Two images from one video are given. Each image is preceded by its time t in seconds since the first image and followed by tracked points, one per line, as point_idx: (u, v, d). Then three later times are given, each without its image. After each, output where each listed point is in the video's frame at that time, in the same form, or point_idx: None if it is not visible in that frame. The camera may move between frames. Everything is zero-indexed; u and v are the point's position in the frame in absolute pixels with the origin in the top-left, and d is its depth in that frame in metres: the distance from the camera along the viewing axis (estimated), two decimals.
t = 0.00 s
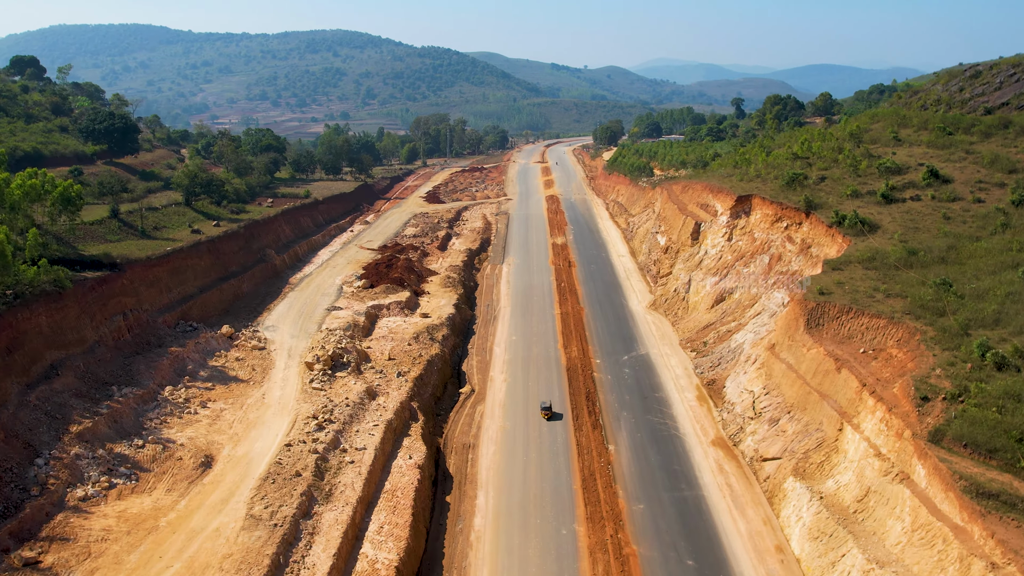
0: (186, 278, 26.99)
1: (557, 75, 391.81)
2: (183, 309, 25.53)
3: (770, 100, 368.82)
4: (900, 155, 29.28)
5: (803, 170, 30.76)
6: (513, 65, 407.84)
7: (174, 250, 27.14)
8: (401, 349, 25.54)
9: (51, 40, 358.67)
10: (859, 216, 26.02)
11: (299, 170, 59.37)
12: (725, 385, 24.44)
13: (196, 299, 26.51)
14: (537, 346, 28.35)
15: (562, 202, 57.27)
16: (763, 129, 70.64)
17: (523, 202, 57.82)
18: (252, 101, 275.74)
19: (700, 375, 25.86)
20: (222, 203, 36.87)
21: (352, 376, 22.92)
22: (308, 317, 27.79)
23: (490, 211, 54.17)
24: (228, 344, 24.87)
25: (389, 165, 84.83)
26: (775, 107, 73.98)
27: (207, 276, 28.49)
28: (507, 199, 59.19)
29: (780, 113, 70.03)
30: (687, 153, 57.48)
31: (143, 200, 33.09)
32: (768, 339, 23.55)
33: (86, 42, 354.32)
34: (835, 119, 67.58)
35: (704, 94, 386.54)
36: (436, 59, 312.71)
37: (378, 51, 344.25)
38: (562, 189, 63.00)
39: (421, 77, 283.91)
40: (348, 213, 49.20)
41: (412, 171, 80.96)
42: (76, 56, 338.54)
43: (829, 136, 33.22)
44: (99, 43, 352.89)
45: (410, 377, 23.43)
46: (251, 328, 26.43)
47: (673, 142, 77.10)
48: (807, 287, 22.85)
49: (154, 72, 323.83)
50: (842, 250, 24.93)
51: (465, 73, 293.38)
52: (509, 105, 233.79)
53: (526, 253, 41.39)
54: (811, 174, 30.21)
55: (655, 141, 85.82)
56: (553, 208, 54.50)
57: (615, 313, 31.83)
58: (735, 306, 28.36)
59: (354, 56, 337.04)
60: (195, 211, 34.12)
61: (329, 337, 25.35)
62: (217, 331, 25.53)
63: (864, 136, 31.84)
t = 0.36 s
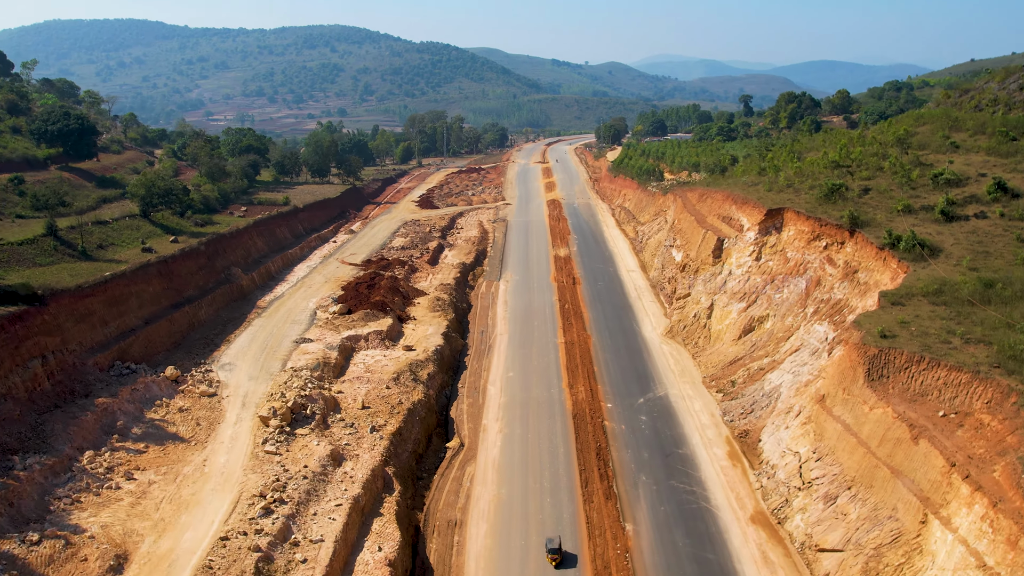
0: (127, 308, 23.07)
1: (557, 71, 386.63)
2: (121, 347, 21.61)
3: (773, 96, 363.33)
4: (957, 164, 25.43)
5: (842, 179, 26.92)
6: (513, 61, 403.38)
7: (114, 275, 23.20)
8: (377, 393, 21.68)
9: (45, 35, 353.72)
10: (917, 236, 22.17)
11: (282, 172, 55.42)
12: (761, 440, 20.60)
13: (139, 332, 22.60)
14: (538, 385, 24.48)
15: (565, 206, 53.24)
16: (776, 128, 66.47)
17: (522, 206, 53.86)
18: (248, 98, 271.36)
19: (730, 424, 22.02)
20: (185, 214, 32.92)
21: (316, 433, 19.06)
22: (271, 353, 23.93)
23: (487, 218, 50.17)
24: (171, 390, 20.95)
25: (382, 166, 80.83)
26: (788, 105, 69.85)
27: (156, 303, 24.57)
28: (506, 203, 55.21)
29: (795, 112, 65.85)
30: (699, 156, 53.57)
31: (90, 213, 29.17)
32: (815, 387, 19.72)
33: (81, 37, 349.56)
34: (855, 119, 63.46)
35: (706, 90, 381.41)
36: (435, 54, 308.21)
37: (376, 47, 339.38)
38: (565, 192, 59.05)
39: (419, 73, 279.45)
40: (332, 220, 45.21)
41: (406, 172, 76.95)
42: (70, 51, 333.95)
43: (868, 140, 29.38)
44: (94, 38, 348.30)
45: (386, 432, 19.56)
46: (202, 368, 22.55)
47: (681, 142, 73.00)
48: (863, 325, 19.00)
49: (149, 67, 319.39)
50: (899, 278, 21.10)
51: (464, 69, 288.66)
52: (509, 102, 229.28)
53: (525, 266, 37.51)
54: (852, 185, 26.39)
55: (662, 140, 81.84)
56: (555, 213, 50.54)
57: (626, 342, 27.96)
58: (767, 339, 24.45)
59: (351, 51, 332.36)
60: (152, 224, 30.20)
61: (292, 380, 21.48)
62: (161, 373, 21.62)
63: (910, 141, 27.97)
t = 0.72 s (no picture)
0: (47, 353, 19.22)
1: (558, 70, 382.53)
2: (33, 404, 17.71)
3: (776, 95, 359.01)
4: None
5: (895, 195, 23.17)
6: (513, 59, 399.62)
7: (32, 313, 19.35)
8: (344, 460, 17.85)
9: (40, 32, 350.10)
10: (998, 268, 18.39)
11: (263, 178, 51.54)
12: (814, 522, 16.81)
13: (59, 384, 18.75)
14: (540, 441, 20.63)
15: (568, 214, 49.34)
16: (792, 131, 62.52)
17: (522, 214, 49.96)
18: (244, 97, 267.41)
19: (773, 497, 18.26)
20: (139, 231, 29.06)
21: (263, 522, 15.22)
22: (222, 406, 20.11)
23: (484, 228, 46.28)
24: (92, 460, 17.04)
25: (376, 170, 77.05)
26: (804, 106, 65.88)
27: (87, 344, 20.73)
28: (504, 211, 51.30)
29: (812, 112, 61.88)
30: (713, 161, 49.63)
31: (24, 233, 25.34)
32: (883, 461, 15.90)
33: (76, 35, 345.92)
34: (876, 120, 59.65)
35: (708, 89, 377.24)
36: (434, 52, 304.37)
37: (375, 45, 335.22)
38: (567, 198, 55.11)
39: (418, 71, 275.59)
40: (314, 232, 41.33)
41: (400, 176, 73.07)
42: (66, 50, 330.52)
43: (920, 149, 25.60)
44: (90, 36, 344.20)
45: (351, 518, 15.74)
46: (135, 428, 18.70)
47: (690, 144, 69.02)
48: (949, 389, 15.17)
49: (145, 66, 315.55)
50: (981, 322, 17.31)
51: (463, 68, 284.53)
52: (509, 101, 225.22)
53: (525, 286, 33.63)
54: (907, 203, 22.65)
55: (668, 142, 77.99)
56: (557, 223, 46.63)
57: (643, 383, 24.12)
58: (811, 387, 20.63)
59: (350, 49, 328.19)
60: (96, 244, 26.35)
61: (240, 444, 17.66)
62: (81, 437, 17.71)
63: (971, 150, 24.18)
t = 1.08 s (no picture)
0: None
1: (559, 67, 378.06)
2: None
3: (780, 93, 354.65)
4: None
5: (968, 218, 19.32)
6: (513, 57, 395.46)
7: None
8: (292, 563, 13.93)
9: (34, 29, 346.30)
10: None
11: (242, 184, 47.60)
12: None
13: None
14: (543, 522, 16.76)
15: (571, 224, 45.41)
16: (809, 132, 58.56)
17: (522, 223, 46.02)
18: (240, 95, 263.34)
19: None
20: (78, 253, 25.13)
21: None
22: (148, 482, 16.21)
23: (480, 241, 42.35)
24: None
25: (367, 173, 73.23)
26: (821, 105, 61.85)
27: None
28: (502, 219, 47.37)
29: (831, 113, 58.02)
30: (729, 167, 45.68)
31: None
32: None
33: (70, 32, 341.79)
34: (900, 121, 55.80)
35: (711, 87, 372.94)
36: (433, 49, 300.32)
37: (373, 42, 330.93)
38: (570, 205, 51.17)
39: (417, 68, 271.46)
40: (291, 246, 37.39)
41: (393, 180, 69.10)
42: (59, 47, 326.57)
43: (989, 161, 21.77)
44: (85, 33, 340.07)
45: None
46: (30, 518, 14.77)
47: (699, 146, 65.01)
48: None
49: (140, 63, 311.51)
50: None
51: (463, 65, 280.43)
52: (509, 99, 221.23)
53: (525, 311, 29.72)
54: (985, 227, 18.80)
55: (676, 144, 74.20)
56: (559, 234, 42.70)
57: (666, 439, 20.35)
58: (875, 455, 16.60)
59: (348, 47, 323.96)
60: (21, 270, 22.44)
61: (158, 545, 13.74)
62: None
63: None
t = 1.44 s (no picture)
0: None
1: (561, 65, 373.71)
2: None
3: (784, 92, 349.96)
4: None
5: None
6: (514, 55, 391.72)
7: None
8: None
9: (30, 26, 342.64)
10: None
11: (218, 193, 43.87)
12: None
13: None
14: None
15: (577, 236, 41.53)
16: (829, 135, 54.71)
17: (523, 235, 42.19)
18: (237, 93, 259.63)
19: None
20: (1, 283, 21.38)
21: None
22: None
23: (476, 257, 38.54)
24: None
25: (360, 177, 69.55)
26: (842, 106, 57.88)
27: None
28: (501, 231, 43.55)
29: (854, 114, 54.22)
30: (749, 175, 41.75)
31: None
32: None
33: (66, 29, 338.19)
34: (929, 122, 51.99)
35: (714, 86, 368.43)
36: (433, 47, 296.54)
37: (373, 39, 326.82)
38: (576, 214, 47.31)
39: (417, 66, 267.63)
40: (266, 265, 33.60)
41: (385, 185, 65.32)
42: (55, 45, 323.10)
43: None
44: (82, 31, 336.44)
45: None
46: None
47: (712, 148, 61.02)
48: None
49: (137, 61, 307.81)
50: None
51: (463, 63, 276.35)
52: (509, 98, 217.28)
53: (526, 344, 25.92)
54: None
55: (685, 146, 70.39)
56: (564, 248, 38.84)
57: (702, 522, 16.65)
58: (976, 564, 12.42)
59: (347, 44, 319.86)
60: None
61: None
62: None
63: None
